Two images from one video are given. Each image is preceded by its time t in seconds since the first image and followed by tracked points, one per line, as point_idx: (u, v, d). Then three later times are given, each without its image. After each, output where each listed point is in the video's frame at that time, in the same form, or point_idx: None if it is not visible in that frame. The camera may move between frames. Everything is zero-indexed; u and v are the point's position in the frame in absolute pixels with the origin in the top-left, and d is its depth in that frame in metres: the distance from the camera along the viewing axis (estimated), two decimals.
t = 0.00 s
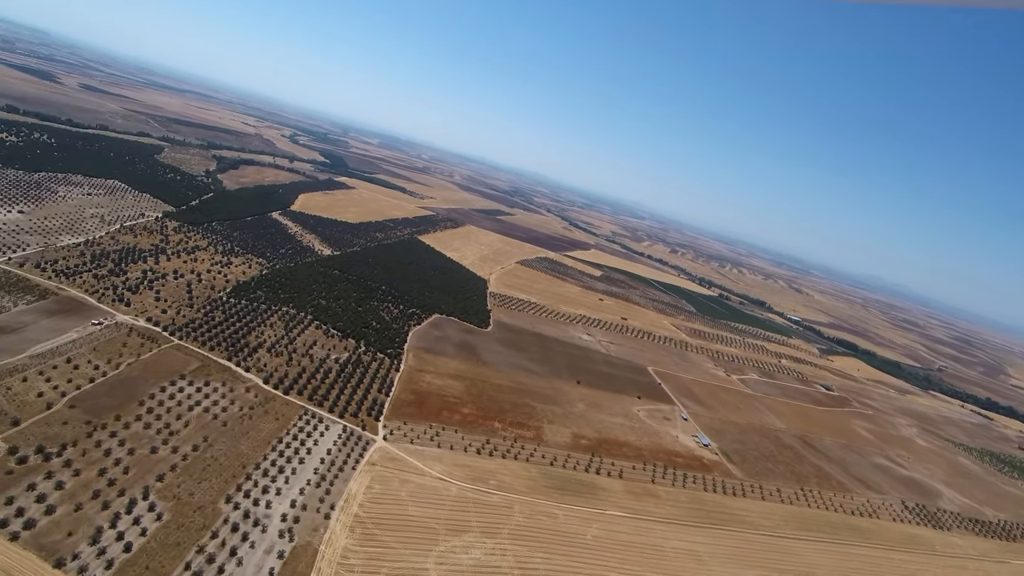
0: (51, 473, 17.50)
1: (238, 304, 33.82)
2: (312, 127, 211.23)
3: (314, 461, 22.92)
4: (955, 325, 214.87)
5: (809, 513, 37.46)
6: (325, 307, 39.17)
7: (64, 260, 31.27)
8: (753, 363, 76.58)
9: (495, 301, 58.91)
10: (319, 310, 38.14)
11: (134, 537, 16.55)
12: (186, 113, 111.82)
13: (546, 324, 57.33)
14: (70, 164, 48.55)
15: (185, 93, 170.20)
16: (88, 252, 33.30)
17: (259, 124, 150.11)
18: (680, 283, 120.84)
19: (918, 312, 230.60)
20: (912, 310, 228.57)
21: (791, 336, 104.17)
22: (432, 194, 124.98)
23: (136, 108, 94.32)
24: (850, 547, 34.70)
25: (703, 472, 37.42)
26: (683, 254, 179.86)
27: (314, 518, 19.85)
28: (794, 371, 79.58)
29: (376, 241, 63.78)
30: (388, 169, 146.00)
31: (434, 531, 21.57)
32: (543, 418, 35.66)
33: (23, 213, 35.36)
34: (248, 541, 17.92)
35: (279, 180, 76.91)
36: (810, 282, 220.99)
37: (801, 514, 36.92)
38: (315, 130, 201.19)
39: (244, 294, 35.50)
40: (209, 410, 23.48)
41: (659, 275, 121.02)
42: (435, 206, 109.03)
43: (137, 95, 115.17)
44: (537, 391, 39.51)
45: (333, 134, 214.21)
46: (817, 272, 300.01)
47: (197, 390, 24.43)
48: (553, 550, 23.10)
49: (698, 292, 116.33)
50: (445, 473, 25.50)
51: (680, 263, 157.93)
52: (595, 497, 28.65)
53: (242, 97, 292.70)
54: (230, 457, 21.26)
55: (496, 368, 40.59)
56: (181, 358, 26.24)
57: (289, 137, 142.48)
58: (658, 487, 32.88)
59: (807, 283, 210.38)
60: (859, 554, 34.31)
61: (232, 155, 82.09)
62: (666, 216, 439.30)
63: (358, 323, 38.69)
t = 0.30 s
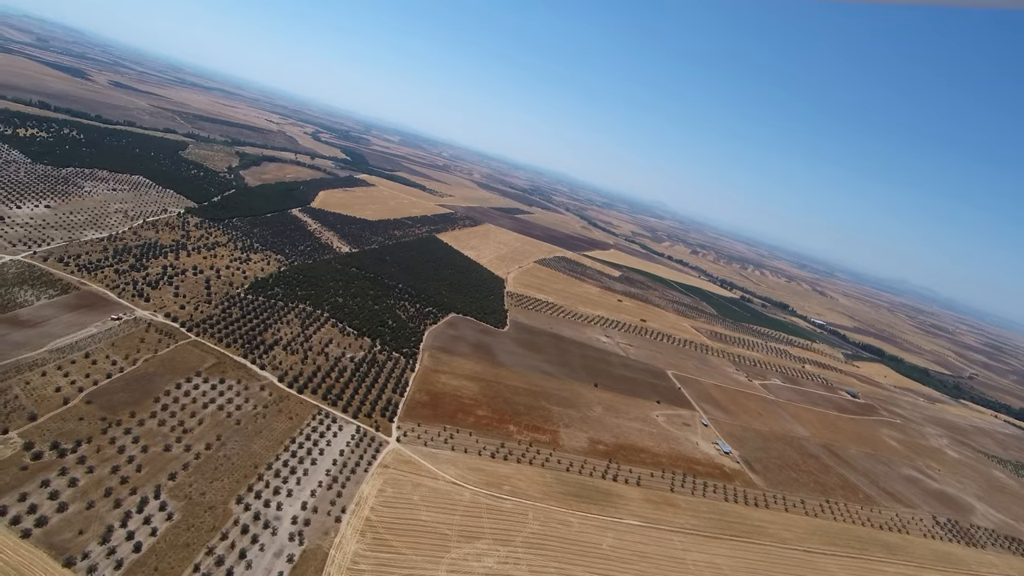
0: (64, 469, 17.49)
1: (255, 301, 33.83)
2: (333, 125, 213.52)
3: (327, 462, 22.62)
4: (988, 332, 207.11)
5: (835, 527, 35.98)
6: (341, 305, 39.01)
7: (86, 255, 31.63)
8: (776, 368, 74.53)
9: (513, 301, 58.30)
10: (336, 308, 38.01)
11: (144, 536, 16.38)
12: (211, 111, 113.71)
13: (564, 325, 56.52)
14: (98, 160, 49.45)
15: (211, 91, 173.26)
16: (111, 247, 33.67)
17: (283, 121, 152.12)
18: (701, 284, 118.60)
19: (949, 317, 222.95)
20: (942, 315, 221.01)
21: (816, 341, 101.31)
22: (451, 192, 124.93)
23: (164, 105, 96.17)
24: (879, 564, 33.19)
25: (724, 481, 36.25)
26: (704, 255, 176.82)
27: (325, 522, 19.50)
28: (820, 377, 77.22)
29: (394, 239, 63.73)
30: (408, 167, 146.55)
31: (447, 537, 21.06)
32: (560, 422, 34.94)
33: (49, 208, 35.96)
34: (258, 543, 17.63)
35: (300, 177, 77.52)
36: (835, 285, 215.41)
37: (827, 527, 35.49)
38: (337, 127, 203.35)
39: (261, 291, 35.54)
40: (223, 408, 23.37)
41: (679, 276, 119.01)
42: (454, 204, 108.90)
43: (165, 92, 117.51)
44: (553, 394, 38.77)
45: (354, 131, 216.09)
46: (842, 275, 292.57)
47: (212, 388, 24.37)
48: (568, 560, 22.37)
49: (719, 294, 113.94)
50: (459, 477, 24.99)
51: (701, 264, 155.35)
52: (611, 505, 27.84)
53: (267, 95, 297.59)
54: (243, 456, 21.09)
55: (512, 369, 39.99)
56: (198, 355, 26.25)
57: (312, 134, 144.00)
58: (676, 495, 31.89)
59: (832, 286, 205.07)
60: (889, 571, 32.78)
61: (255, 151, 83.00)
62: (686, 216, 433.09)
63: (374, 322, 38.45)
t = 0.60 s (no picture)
0: (73, 467, 17.39)
1: (270, 300, 33.75)
2: (353, 124, 215.35)
3: (336, 466, 22.25)
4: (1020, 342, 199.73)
5: (859, 545, 34.53)
6: (356, 304, 38.81)
7: (106, 250, 31.90)
8: (797, 376, 72.50)
9: (528, 303, 57.63)
10: (350, 307, 37.81)
11: (149, 538, 16.15)
12: (235, 109, 115.40)
13: (579, 328, 55.66)
14: (121, 156, 50.18)
15: (235, 90, 176.09)
16: (130, 243, 33.94)
17: (304, 120, 153.85)
18: (720, 288, 116.37)
19: (978, 327, 215.58)
20: (971, 324, 213.78)
21: (839, 349, 98.51)
22: (468, 192, 124.79)
23: (188, 103, 97.82)
24: None
25: (743, 494, 35.05)
26: (723, 259, 173.86)
27: (332, 527, 19.08)
28: (843, 387, 74.91)
29: (410, 238, 63.57)
30: (426, 166, 146.89)
31: (455, 547, 20.48)
32: (574, 428, 34.16)
33: (72, 203, 36.45)
34: (263, 548, 17.28)
35: (319, 175, 77.96)
36: (859, 291, 210.13)
37: (851, 546, 34.05)
38: (357, 126, 205.22)
39: (276, 289, 35.47)
40: (234, 408, 23.18)
41: (698, 280, 116.98)
42: (471, 203, 108.67)
43: (190, 91, 119.66)
44: (568, 399, 37.97)
45: (374, 130, 217.75)
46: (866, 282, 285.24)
47: (224, 387, 24.21)
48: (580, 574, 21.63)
49: (739, 299, 111.63)
50: (469, 484, 24.41)
51: (720, 267, 152.64)
52: (626, 516, 27.00)
53: (290, 94, 302.26)
54: (252, 457, 20.83)
55: (526, 373, 39.31)
56: (211, 353, 26.17)
57: (332, 133, 145.32)
58: (693, 507, 30.88)
59: (856, 293, 199.96)
60: None
61: (275, 149, 83.77)
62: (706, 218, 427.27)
63: (388, 322, 38.16)
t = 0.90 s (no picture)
0: (81, 475, 17.21)
1: (283, 305, 33.62)
2: (369, 128, 217.33)
3: (345, 475, 21.79)
4: None
5: (887, 562, 33.05)
6: (368, 309, 38.54)
7: (121, 255, 32.08)
8: (819, 383, 70.54)
9: (542, 308, 56.94)
10: (362, 312, 37.56)
11: (154, 550, 15.82)
12: (252, 114, 116.97)
13: (594, 333, 54.79)
14: (140, 162, 50.84)
15: (253, 95, 178.73)
16: (145, 248, 34.13)
17: (320, 124, 155.47)
18: (737, 292, 114.32)
19: (1006, 332, 208.87)
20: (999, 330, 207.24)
21: (861, 355, 95.87)
22: (482, 195, 124.67)
23: (207, 109, 99.36)
24: None
25: (764, 507, 33.80)
26: (740, 262, 171.21)
27: (339, 539, 18.58)
28: (866, 394, 72.68)
29: (424, 242, 63.36)
30: (440, 170, 147.29)
31: (466, 561, 19.81)
32: (589, 437, 33.35)
33: (89, 208, 36.84)
34: (269, 561, 16.83)
35: (334, 179, 78.35)
36: (881, 296, 205.05)
37: (878, 563, 32.61)
38: (372, 131, 206.88)
39: (289, 294, 35.38)
40: (244, 415, 22.91)
41: (714, 284, 115.12)
42: (485, 207, 108.42)
43: (209, 97, 121.61)
44: (582, 407, 37.15)
45: (389, 135, 219.62)
46: (887, 285, 278.65)
47: (234, 393, 24.00)
48: None
49: (756, 303, 109.44)
50: (481, 495, 23.76)
51: (737, 271, 150.17)
52: (642, 529, 26.08)
53: (307, 99, 306.77)
54: (260, 466, 20.48)
55: (540, 379, 38.59)
56: (222, 359, 26.02)
57: (347, 137, 146.61)
58: (712, 520, 29.80)
59: (877, 297, 195.25)
60: None
61: (291, 154, 84.45)
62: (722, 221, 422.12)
63: (400, 327, 37.82)
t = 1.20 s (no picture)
0: (83, 486, 16.90)
1: (292, 310, 33.35)
2: (381, 133, 218.72)
3: (351, 487, 21.25)
4: None
5: None
6: (377, 315, 38.17)
7: (132, 260, 32.07)
8: (837, 392, 68.75)
9: (553, 314, 56.18)
10: (372, 318, 37.20)
11: (154, 565, 15.38)
12: (267, 120, 118.13)
13: (606, 340, 53.87)
14: (154, 167, 51.21)
15: (267, 101, 180.87)
16: (156, 253, 34.12)
17: (333, 129, 156.65)
18: (752, 298, 112.44)
19: None
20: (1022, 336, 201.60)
21: (881, 363, 93.50)
22: (493, 199, 124.39)
23: (222, 114, 100.47)
24: None
25: (783, 522, 32.65)
26: (754, 267, 168.81)
27: (344, 555, 18.00)
28: (887, 404, 70.66)
29: (434, 247, 63.02)
30: (452, 174, 147.44)
31: None
32: (601, 447, 32.51)
33: (102, 213, 36.99)
34: None
35: (345, 183, 78.51)
36: (899, 301, 200.73)
37: None
38: (384, 135, 208.25)
39: (299, 299, 35.12)
40: (249, 423, 22.54)
41: (728, 289, 113.35)
42: (496, 211, 108.04)
43: (224, 102, 123.05)
44: (595, 416, 36.30)
45: (401, 139, 220.99)
46: (906, 290, 272.98)
47: (240, 401, 23.65)
48: None
49: (771, 309, 107.48)
50: (490, 508, 23.08)
51: (751, 276, 147.96)
52: (657, 546, 25.18)
53: (320, 104, 310.17)
54: (265, 477, 20.04)
55: (551, 387, 37.83)
56: (229, 365, 25.71)
57: (360, 142, 147.46)
58: (729, 536, 28.76)
59: (896, 303, 191.13)
60: None
61: (303, 158, 84.86)
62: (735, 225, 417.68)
63: (409, 333, 37.37)
